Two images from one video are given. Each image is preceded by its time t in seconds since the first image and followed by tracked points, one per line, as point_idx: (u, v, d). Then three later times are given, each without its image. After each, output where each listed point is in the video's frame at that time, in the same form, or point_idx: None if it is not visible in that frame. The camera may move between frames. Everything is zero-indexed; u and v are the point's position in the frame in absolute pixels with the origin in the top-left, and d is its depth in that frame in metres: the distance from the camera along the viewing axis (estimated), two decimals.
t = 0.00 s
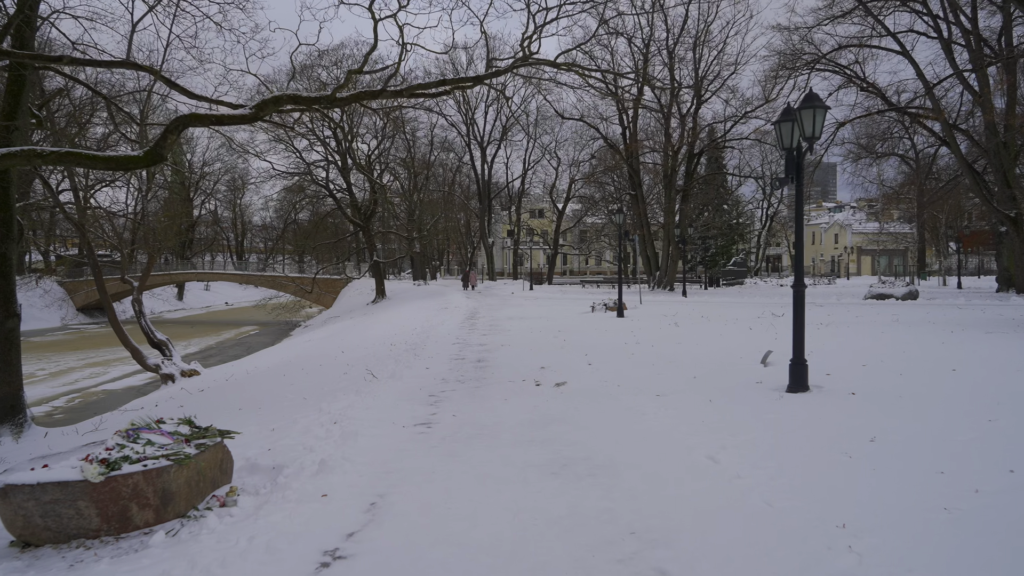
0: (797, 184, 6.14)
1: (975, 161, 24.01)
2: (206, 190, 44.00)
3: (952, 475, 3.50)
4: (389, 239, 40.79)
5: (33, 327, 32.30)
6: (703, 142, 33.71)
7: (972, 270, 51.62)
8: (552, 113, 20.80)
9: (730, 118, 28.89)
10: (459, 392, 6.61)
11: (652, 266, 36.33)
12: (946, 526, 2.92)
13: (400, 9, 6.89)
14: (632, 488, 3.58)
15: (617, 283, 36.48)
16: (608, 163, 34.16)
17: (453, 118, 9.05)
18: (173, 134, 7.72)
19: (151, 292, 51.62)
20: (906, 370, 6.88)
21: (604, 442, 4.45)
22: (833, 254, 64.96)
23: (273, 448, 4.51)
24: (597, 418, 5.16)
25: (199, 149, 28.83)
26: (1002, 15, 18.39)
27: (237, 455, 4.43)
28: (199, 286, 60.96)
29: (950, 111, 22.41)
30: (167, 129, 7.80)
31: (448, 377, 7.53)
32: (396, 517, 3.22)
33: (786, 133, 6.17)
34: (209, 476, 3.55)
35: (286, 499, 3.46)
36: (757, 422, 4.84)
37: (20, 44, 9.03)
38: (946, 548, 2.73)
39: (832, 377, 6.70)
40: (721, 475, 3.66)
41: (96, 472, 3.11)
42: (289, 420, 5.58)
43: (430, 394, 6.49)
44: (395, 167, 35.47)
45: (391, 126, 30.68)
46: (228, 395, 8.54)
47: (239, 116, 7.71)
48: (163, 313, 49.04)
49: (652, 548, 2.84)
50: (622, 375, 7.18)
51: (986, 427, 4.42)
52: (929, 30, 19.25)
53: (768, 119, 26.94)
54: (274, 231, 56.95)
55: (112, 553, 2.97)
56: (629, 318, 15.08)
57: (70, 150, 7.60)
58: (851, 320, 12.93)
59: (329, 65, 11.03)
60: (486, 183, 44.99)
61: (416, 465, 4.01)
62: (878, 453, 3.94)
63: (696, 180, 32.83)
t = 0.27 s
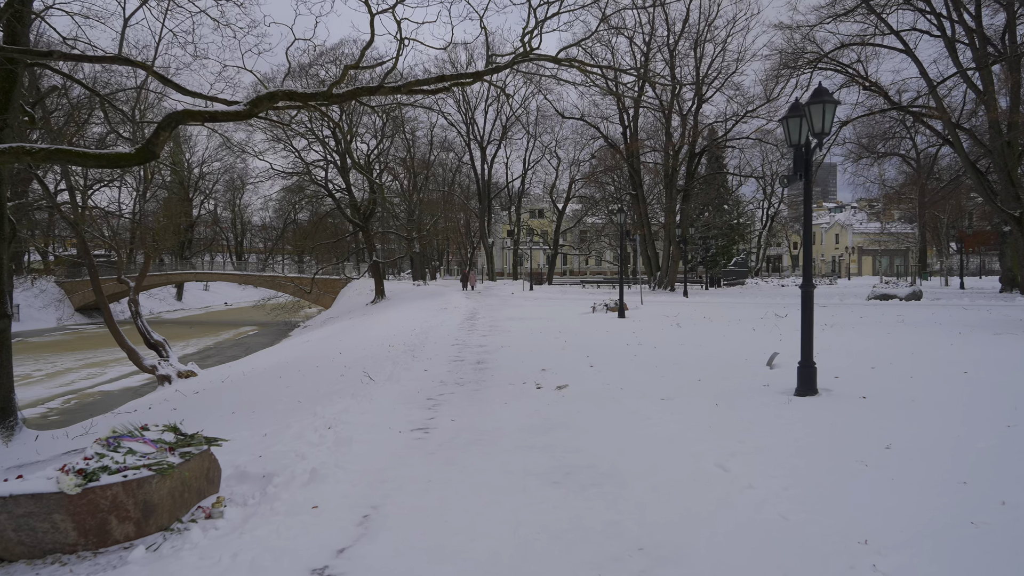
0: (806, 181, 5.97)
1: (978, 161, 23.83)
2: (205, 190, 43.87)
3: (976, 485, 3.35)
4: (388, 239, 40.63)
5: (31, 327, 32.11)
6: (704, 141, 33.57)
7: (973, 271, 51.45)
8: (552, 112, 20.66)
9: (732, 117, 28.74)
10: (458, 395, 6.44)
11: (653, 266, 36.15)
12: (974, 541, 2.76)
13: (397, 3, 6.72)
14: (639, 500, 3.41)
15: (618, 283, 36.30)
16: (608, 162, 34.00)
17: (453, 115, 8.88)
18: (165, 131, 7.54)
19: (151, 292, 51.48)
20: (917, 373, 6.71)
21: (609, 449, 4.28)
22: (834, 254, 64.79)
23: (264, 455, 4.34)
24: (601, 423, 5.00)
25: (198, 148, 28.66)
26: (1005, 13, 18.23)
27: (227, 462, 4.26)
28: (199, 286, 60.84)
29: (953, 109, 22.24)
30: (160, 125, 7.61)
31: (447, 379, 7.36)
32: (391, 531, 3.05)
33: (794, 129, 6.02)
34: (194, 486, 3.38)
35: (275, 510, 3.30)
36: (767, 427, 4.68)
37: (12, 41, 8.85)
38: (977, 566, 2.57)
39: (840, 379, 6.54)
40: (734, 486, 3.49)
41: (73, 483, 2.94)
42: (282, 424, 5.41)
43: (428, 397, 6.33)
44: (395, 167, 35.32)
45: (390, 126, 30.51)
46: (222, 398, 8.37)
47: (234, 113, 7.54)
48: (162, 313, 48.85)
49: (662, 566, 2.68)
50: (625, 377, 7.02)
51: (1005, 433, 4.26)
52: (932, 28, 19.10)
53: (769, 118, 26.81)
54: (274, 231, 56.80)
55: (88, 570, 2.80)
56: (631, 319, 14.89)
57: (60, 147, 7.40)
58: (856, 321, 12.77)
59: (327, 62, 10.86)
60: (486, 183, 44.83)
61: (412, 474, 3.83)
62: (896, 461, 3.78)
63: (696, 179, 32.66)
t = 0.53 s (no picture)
0: (813, 180, 5.84)
1: (981, 160, 23.66)
2: (204, 190, 43.66)
3: (1000, 500, 3.21)
4: (387, 239, 40.46)
5: (28, 328, 31.91)
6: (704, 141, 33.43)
7: (975, 271, 51.29)
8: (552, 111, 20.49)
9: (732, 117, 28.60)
10: (456, 400, 6.28)
11: (653, 266, 35.99)
12: (1002, 563, 2.63)
13: None
14: (644, 514, 3.25)
15: (618, 283, 36.12)
16: (608, 162, 33.83)
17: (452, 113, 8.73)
18: (157, 129, 7.37)
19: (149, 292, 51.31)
20: (926, 377, 6.56)
21: (612, 458, 4.12)
22: (834, 254, 64.62)
23: (254, 465, 4.18)
24: (603, 430, 4.84)
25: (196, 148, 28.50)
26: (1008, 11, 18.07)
27: (215, 473, 4.10)
28: (198, 286, 60.66)
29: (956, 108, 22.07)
30: (151, 124, 7.44)
31: (445, 383, 7.21)
32: (383, 549, 2.89)
33: (800, 126, 5.87)
34: (177, 500, 3.21)
35: (262, 526, 3.13)
36: (776, 434, 4.53)
37: (5, 38, 8.67)
38: None
39: (848, 383, 6.39)
40: (745, 501, 3.34)
41: (45, 500, 2.77)
42: (275, 431, 5.25)
43: (425, 402, 6.16)
44: (394, 167, 35.13)
45: (389, 125, 30.33)
46: (216, 402, 8.21)
47: (227, 111, 7.38)
48: (160, 313, 48.66)
49: None
50: (627, 381, 6.86)
51: None
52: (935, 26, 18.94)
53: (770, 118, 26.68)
54: (273, 231, 56.60)
55: None
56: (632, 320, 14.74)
57: (49, 146, 7.22)
58: (860, 322, 12.61)
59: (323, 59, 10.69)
60: (485, 183, 44.65)
61: (407, 486, 3.67)
62: (913, 473, 3.64)
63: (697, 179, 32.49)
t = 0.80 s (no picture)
0: (819, 176, 5.67)
1: (984, 159, 23.48)
2: (202, 190, 43.48)
3: None
4: (387, 240, 40.28)
5: (25, 329, 31.73)
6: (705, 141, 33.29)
7: (976, 271, 51.12)
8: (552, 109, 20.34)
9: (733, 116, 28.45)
10: (452, 402, 6.11)
11: (653, 267, 35.83)
12: None
13: None
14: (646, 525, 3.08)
15: (618, 284, 35.97)
16: (608, 162, 33.68)
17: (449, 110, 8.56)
18: (146, 125, 7.18)
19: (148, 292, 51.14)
20: (935, 378, 6.39)
21: (613, 464, 3.94)
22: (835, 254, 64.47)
23: (239, 471, 4.01)
24: (603, 434, 4.66)
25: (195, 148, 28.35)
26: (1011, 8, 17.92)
27: (198, 479, 3.93)
28: (197, 286, 60.50)
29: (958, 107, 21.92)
30: (140, 119, 7.25)
31: (441, 385, 7.03)
32: (369, 561, 2.72)
33: (806, 121, 5.71)
34: (154, 509, 3.05)
35: (241, 538, 2.96)
36: (783, 438, 4.36)
37: None
38: None
39: (855, 385, 6.21)
40: (755, 510, 3.18)
41: (9, 511, 2.60)
42: (264, 434, 5.09)
43: (420, 404, 5.99)
44: (393, 167, 34.98)
45: (388, 124, 30.17)
46: (208, 404, 8.04)
47: (218, 106, 7.21)
48: (159, 314, 48.48)
49: None
50: (628, 382, 6.69)
51: None
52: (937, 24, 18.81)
53: (771, 117, 26.53)
54: (272, 231, 56.45)
55: None
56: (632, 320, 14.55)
57: (35, 142, 7.03)
58: (864, 323, 12.44)
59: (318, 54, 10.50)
60: (485, 183, 44.51)
61: (397, 494, 3.49)
62: (930, 481, 3.48)
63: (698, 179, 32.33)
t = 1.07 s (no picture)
0: (825, 173, 5.50)
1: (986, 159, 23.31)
2: (201, 190, 43.31)
3: None
4: (386, 240, 40.11)
5: (22, 329, 31.56)
6: (705, 140, 33.15)
7: (977, 271, 50.96)
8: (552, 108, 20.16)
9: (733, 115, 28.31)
10: (448, 407, 5.94)
11: (654, 267, 35.68)
12: None
13: None
14: (648, 542, 2.91)
15: (618, 284, 35.81)
16: (608, 162, 33.52)
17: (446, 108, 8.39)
18: (135, 122, 7.00)
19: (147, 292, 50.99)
20: (944, 382, 6.22)
21: (613, 475, 3.77)
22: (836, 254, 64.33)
23: (222, 481, 3.84)
24: (602, 442, 4.49)
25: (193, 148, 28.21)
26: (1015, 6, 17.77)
27: (179, 490, 3.76)
28: (196, 286, 60.34)
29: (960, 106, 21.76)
30: (129, 117, 7.07)
31: (437, 389, 6.86)
32: None
33: (813, 117, 5.54)
34: (127, 526, 2.87)
35: (218, 557, 2.79)
36: (789, 446, 4.20)
37: None
38: None
39: (862, 389, 6.04)
40: (762, 525, 3.01)
41: None
42: (252, 441, 4.92)
43: (415, 409, 5.82)
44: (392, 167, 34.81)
45: (387, 124, 30.01)
46: (200, 407, 7.87)
47: (209, 103, 7.03)
48: (158, 314, 48.34)
49: None
50: (629, 386, 6.52)
51: None
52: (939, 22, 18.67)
53: (772, 115, 26.39)
54: (271, 232, 56.29)
55: None
56: (633, 321, 14.39)
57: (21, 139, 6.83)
58: (868, 324, 12.26)
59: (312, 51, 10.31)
60: (484, 182, 44.35)
61: (385, 507, 3.33)
62: (945, 493, 3.32)
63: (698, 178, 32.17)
